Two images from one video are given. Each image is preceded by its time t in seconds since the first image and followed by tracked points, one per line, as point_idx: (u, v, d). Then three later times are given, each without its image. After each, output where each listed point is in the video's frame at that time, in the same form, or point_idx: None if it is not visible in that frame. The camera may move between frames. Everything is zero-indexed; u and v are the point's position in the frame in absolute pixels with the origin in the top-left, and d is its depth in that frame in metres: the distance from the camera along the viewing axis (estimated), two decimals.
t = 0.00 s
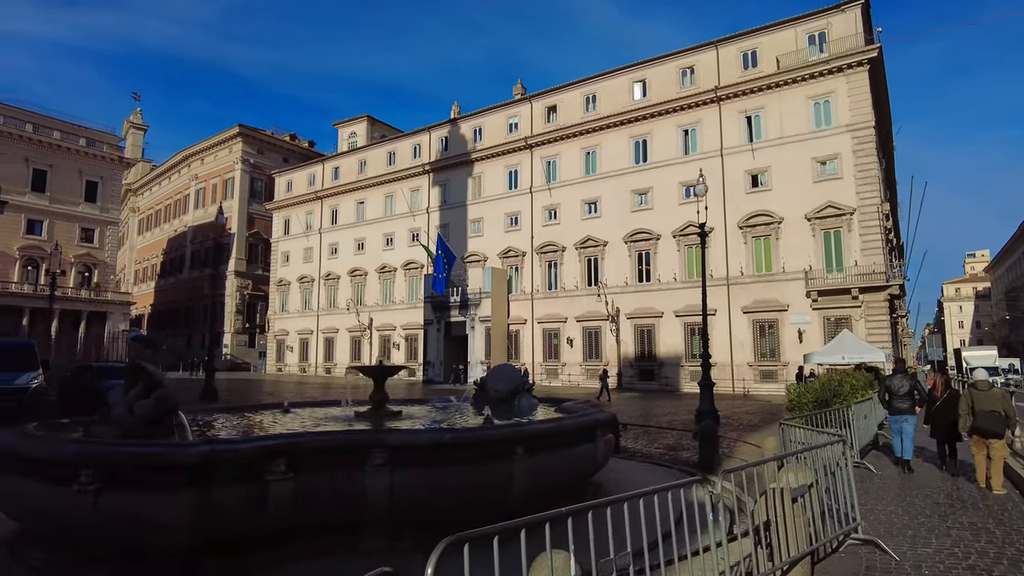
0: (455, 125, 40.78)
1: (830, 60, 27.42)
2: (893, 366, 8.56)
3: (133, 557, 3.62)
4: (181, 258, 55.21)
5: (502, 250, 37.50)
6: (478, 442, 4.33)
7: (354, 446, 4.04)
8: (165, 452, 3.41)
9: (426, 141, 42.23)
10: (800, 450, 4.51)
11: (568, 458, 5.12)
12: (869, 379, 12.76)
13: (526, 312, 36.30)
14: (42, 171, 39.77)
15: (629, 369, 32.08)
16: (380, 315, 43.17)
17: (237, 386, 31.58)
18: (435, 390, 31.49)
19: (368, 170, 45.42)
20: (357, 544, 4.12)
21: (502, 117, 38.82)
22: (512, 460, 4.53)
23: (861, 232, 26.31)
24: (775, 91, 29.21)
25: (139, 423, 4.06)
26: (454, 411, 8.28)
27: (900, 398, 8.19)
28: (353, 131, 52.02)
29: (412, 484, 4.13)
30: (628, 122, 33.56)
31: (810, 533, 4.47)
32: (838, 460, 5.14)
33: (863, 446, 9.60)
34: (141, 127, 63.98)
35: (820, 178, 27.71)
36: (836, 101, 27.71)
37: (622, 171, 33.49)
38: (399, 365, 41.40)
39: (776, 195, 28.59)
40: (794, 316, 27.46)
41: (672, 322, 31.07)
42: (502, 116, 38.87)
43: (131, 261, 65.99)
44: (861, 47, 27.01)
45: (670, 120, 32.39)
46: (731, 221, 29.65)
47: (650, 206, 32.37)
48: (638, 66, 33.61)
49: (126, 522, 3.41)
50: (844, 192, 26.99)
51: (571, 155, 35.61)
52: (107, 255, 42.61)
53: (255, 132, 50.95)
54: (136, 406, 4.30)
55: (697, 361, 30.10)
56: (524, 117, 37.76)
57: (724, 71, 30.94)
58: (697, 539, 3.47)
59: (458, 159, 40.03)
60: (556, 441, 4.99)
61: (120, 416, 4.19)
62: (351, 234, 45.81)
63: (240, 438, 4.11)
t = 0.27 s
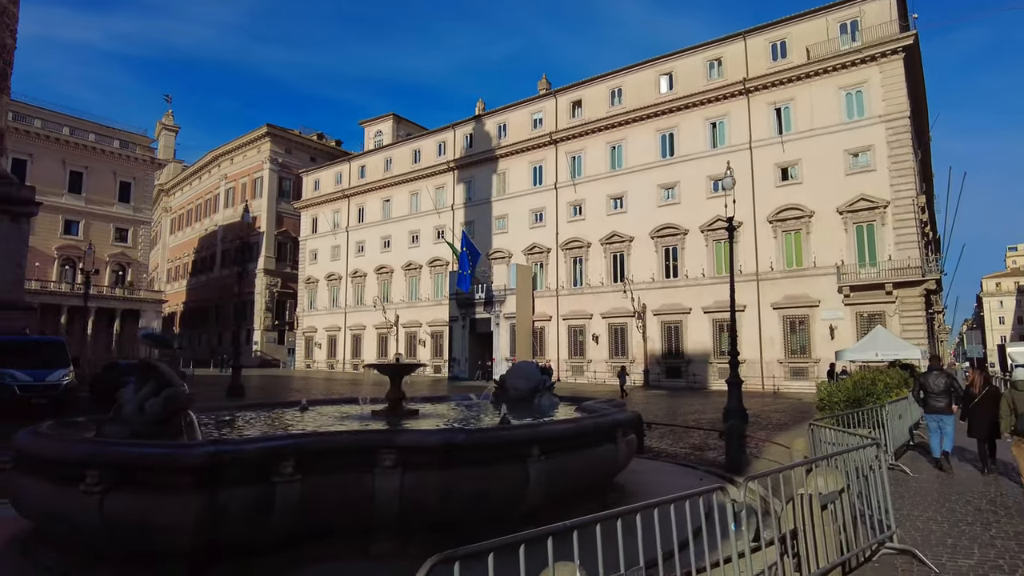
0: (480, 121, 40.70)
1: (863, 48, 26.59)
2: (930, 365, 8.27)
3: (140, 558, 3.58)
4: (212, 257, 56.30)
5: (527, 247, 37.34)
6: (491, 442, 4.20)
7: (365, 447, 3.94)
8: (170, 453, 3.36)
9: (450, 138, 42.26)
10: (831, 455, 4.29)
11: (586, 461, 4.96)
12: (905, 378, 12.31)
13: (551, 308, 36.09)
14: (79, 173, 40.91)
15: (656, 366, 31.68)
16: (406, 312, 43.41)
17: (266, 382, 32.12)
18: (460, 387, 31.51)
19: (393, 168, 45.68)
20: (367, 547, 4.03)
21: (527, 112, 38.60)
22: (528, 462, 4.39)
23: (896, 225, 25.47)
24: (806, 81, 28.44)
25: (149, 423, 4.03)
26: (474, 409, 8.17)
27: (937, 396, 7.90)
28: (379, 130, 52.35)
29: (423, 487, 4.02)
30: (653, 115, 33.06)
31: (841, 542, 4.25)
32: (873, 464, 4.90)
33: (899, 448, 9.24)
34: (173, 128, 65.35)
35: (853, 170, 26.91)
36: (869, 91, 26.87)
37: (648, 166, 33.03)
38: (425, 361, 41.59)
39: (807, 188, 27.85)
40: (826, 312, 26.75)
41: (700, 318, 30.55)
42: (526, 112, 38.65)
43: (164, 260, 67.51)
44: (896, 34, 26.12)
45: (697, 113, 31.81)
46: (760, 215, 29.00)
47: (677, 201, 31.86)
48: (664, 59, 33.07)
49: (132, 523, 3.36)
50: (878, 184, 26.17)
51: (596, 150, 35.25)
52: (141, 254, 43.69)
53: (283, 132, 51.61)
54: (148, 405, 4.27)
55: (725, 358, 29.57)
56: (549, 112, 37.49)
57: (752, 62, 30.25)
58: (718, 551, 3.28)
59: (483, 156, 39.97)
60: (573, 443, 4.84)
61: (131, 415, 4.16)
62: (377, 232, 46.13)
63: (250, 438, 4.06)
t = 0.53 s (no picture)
0: (498, 118, 40.58)
1: (889, 37, 25.88)
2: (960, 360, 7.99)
3: (135, 557, 3.52)
4: (234, 257, 57.06)
5: (546, 244, 37.14)
6: (495, 442, 4.08)
7: (364, 446, 3.84)
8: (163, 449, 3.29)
9: (469, 136, 42.21)
10: (853, 454, 4.06)
11: (596, 459, 4.82)
12: (934, 375, 11.93)
13: (570, 306, 35.86)
14: (105, 174, 41.74)
15: (677, 363, 31.30)
16: (426, 310, 43.51)
17: (287, 379, 32.46)
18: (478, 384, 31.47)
19: (412, 166, 45.80)
20: (368, 547, 3.92)
21: (545, 108, 38.38)
22: (533, 461, 4.25)
23: (923, 219, 24.76)
24: (830, 72, 27.80)
25: (147, 420, 3.98)
26: (485, 407, 8.07)
27: (967, 392, 7.64)
28: (398, 128, 52.54)
29: (424, 486, 3.90)
30: (673, 109, 32.61)
31: (862, 547, 4.02)
32: (897, 462, 4.65)
33: (927, 447, 8.92)
34: (196, 130, 66.35)
35: (879, 162, 26.23)
36: (895, 81, 26.15)
37: (668, 161, 32.60)
38: (444, 359, 41.66)
39: (831, 181, 27.24)
40: (850, 308, 26.15)
41: (722, 315, 30.09)
42: (545, 108, 38.42)
43: (188, 260, 68.60)
44: (923, 22, 25.38)
45: (718, 107, 31.30)
46: (783, 209, 28.43)
47: (697, 196, 31.40)
48: (684, 52, 32.60)
49: (127, 522, 3.31)
50: (905, 177, 25.46)
51: (616, 145, 34.90)
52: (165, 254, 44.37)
53: (304, 131, 52.03)
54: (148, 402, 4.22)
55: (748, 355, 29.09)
56: (568, 108, 37.22)
57: (774, 54, 29.67)
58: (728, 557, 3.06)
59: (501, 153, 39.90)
60: (580, 441, 4.69)
61: (130, 412, 4.12)
62: (397, 230, 46.30)
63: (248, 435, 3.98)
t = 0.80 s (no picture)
0: (514, 116, 40.43)
1: (912, 28, 25.23)
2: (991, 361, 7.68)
3: (127, 562, 3.45)
4: (254, 257, 57.66)
5: (562, 242, 36.92)
6: (496, 445, 3.93)
7: (361, 449, 3.73)
8: (152, 453, 3.21)
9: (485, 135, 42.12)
10: (873, 460, 3.85)
11: (603, 463, 4.65)
12: (961, 374, 11.55)
13: (587, 304, 35.60)
14: (127, 177, 42.40)
15: (696, 362, 30.90)
16: (443, 309, 43.53)
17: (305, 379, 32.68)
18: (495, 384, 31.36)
19: (429, 165, 45.86)
20: (366, 552, 3.79)
21: (561, 106, 38.14)
22: (536, 465, 4.09)
23: (948, 214, 24.10)
24: (851, 65, 27.20)
25: (141, 422, 3.92)
26: (495, 407, 7.96)
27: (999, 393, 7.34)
28: (415, 128, 52.64)
29: (423, 491, 3.77)
30: (691, 105, 32.18)
31: (882, 559, 3.81)
32: (920, 469, 4.42)
33: (954, 450, 8.60)
34: (216, 132, 67.14)
35: (902, 156, 25.61)
36: (919, 73, 25.50)
37: (686, 157, 32.19)
38: (461, 358, 41.64)
39: (853, 176, 26.66)
40: (873, 305, 25.60)
41: (742, 312, 29.64)
42: (561, 105, 38.18)
43: (209, 261, 69.48)
44: (948, 12, 24.69)
45: (736, 102, 30.81)
46: (803, 205, 27.88)
47: (716, 192, 30.96)
48: (701, 47, 32.15)
49: (117, 528, 3.23)
50: (929, 171, 24.82)
51: (632, 142, 34.55)
52: (185, 255, 44.91)
53: (322, 132, 52.34)
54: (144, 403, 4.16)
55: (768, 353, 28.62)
56: (584, 105, 36.94)
57: (794, 47, 29.12)
58: None
59: (517, 151, 39.76)
60: (587, 445, 4.53)
61: (126, 413, 4.06)
62: (413, 230, 46.39)
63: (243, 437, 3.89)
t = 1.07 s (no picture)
0: (532, 114, 40.23)
1: (939, 18, 24.55)
2: None
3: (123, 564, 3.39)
4: (274, 257, 58.24)
5: (580, 239, 36.68)
6: (501, 445, 3.81)
7: (361, 449, 3.63)
8: (145, 453, 3.15)
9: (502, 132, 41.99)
10: (897, 463, 3.64)
11: (613, 465, 4.50)
12: (990, 373, 11.18)
13: (605, 302, 35.33)
14: (149, 178, 43.08)
15: (716, 360, 30.49)
16: (461, 308, 43.54)
17: (323, 377, 32.89)
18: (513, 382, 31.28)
19: (446, 164, 45.86)
20: (368, 556, 3.67)
21: (579, 103, 37.86)
22: (543, 467, 3.96)
23: (977, 208, 23.44)
24: (876, 57, 26.56)
25: (143, 419, 3.88)
26: (509, 405, 7.85)
27: None
28: (433, 127, 52.71)
29: (425, 492, 3.67)
30: (710, 100, 31.73)
31: (907, 569, 3.58)
32: (949, 474, 4.19)
33: (982, 451, 8.30)
34: (237, 133, 67.92)
35: (928, 149, 24.96)
36: (946, 64, 24.82)
37: (705, 153, 31.75)
38: (479, 356, 41.62)
39: (877, 170, 26.06)
40: (898, 302, 25.02)
41: (763, 310, 29.17)
42: (578, 102, 37.91)
43: (230, 260, 70.34)
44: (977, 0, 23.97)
45: (756, 96, 30.29)
46: (826, 200, 27.30)
47: (736, 188, 30.49)
48: (721, 41, 31.64)
49: (112, 530, 3.17)
50: (957, 164, 24.13)
51: (651, 138, 34.15)
52: (207, 254, 45.46)
53: (341, 132, 52.64)
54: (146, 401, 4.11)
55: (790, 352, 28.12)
56: (602, 101, 36.61)
57: (816, 40, 28.53)
58: None
59: (534, 149, 39.56)
60: (596, 445, 4.39)
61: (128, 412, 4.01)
62: (431, 228, 46.48)
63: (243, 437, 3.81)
